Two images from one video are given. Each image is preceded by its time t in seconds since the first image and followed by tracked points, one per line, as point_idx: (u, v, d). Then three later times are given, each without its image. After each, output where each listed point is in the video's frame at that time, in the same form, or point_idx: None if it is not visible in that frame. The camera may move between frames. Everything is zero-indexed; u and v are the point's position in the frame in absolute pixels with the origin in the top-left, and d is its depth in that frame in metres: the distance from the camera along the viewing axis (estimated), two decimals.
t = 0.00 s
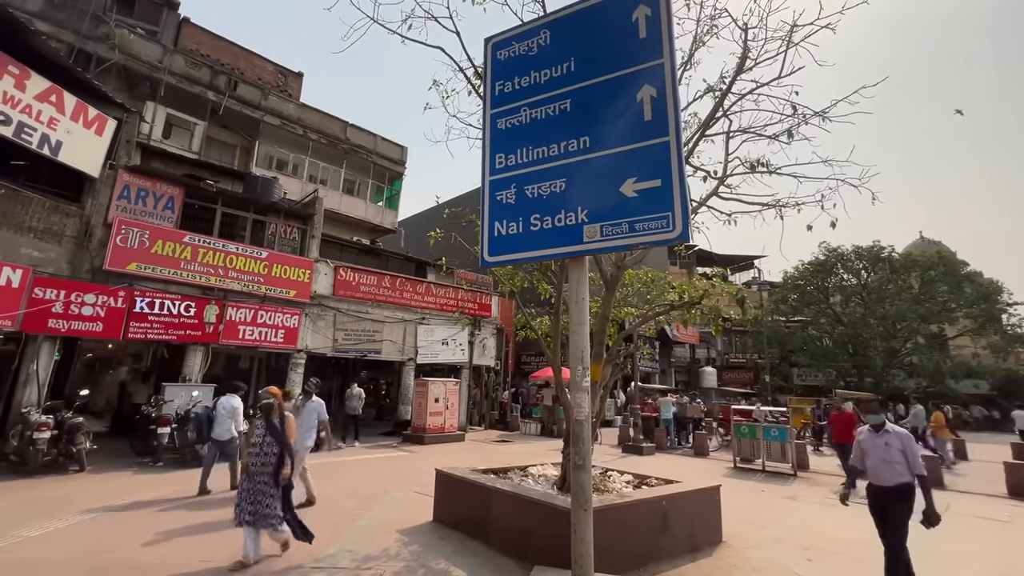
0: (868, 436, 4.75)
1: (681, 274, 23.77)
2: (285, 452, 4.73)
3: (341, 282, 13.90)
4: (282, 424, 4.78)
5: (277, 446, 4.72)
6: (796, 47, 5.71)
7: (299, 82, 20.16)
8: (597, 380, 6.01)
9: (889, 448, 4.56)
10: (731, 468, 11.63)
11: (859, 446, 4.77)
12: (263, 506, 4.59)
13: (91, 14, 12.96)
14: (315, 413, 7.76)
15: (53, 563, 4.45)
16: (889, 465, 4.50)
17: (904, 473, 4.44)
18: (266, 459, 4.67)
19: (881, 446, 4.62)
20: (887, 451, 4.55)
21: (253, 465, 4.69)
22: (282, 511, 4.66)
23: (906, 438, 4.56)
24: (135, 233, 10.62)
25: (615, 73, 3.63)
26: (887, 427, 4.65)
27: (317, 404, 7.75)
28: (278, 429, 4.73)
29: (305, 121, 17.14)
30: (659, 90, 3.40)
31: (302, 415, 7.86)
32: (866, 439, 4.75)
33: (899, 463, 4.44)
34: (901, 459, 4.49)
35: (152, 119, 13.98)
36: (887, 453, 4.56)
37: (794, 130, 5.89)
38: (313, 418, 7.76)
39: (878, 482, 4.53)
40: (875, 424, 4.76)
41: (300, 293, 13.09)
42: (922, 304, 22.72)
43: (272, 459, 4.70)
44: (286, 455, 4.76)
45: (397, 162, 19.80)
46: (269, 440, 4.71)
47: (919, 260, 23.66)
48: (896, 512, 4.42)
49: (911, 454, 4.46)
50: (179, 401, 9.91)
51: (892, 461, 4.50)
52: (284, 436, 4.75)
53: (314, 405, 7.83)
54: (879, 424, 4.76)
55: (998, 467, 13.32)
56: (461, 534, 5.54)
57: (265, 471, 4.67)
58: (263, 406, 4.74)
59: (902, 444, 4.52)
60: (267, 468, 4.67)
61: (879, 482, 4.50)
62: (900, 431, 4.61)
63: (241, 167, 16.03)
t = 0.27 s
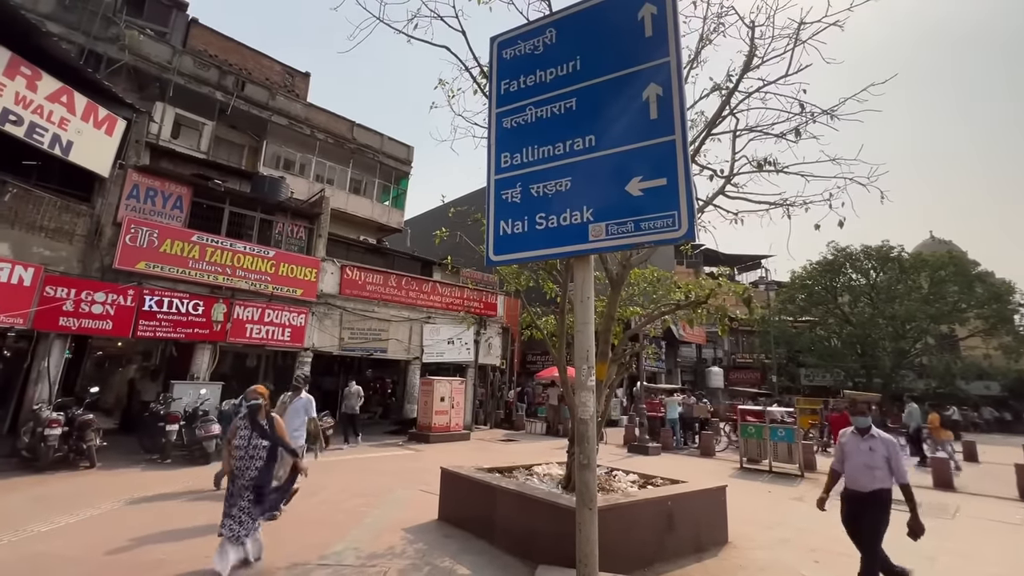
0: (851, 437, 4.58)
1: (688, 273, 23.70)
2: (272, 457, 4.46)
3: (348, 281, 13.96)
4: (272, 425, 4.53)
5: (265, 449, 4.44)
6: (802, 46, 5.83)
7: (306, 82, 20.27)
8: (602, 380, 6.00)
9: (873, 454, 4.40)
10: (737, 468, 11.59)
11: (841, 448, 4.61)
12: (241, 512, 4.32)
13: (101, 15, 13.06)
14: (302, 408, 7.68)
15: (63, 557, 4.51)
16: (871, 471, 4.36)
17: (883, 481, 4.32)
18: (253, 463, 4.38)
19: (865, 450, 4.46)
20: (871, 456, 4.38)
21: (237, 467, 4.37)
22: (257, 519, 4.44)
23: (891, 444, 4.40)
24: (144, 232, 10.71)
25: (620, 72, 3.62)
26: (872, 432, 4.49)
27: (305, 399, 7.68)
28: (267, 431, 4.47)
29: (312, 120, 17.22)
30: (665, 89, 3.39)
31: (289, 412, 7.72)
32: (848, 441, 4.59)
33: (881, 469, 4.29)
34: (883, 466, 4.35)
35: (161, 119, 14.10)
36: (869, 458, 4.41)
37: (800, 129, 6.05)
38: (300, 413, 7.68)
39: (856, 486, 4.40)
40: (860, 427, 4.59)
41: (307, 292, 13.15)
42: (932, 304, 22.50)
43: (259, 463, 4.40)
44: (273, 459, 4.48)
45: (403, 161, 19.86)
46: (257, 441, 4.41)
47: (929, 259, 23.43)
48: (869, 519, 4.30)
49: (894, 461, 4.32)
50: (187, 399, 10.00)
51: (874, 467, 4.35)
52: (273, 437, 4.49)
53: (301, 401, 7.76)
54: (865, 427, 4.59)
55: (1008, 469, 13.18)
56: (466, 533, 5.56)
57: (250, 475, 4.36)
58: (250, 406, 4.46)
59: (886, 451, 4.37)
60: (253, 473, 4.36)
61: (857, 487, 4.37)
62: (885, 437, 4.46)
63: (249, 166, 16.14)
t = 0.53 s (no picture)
0: (828, 437, 4.43)
1: (693, 273, 23.67)
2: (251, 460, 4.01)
3: (352, 280, 13.98)
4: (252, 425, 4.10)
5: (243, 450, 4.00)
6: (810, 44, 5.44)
7: (312, 81, 20.33)
8: (605, 380, 5.99)
9: (850, 453, 4.26)
10: (741, 469, 11.54)
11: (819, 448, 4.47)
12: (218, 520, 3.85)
13: (108, 15, 13.13)
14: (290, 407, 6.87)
15: (70, 553, 4.55)
16: (848, 471, 4.22)
17: (861, 480, 4.17)
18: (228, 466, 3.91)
19: (841, 449, 4.32)
20: (849, 456, 4.25)
21: (210, 471, 3.92)
22: (243, 528, 3.98)
23: (868, 442, 4.25)
24: (150, 231, 10.77)
25: (625, 72, 3.62)
26: (850, 429, 4.35)
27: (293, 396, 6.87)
28: (245, 430, 4.05)
29: (317, 120, 17.28)
30: (670, 89, 3.39)
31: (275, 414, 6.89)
32: (826, 440, 4.45)
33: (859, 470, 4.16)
34: (862, 464, 4.20)
35: (167, 118, 14.16)
36: (847, 457, 4.27)
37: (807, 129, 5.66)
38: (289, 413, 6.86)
39: (834, 488, 4.26)
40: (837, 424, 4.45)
41: (311, 291, 13.20)
42: (939, 305, 22.35)
43: (235, 465, 3.94)
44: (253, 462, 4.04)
45: (407, 161, 19.89)
46: (232, 442, 3.97)
47: (936, 260, 23.28)
48: (851, 521, 4.17)
49: (872, 459, 4.17)
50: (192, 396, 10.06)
51: (851, 466, 4.21)
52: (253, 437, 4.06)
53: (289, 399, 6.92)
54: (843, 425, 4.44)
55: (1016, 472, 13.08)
56: (469, 532, 5.57)
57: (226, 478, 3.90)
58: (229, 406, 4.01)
59: (863, 448, 4.22)
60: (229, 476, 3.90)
61: (836, 489, 4.23)
62: (863, 434, 4.30)
63: (255, 166, 16.20)
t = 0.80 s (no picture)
0: (798, 442, 4.38)
1: (695, 274, 23.65)
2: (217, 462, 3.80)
3: (354, 279, 14.00)
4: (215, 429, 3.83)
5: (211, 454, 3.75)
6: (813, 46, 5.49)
7: (315, 81, 20.36)
8: (607, 381, 5.98)
9: (819, 457, 4.21)
10: (743, 470, 11.51)
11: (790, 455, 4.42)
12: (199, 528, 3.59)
13: (112, 14, 13.15)
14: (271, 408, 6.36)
15: (73, 551, 4.55)
16: (819, 476, 4.14)
17: (833, 485, 4.08)
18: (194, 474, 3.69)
19: (812, 454, 4.27)
20: (819, 460, 4.18)
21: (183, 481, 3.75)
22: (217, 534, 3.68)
23: (837, 445, 4.21)
24: (153, 229, 10.78)
25: (629, 72, 3.61)
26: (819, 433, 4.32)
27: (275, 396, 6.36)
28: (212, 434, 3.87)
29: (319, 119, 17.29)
30: (673, 89, 3.38)
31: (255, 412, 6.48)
32: (796, 446, 4.41)
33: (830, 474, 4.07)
34: (832, 469, 4.14)
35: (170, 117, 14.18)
36: (817, 462, 4.20)
37: (810, 130, 5.64)
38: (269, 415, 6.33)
39: (807, 495, 4.15)
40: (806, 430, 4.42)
41: (313, 290, 13.20)
42: (942, 307, 22.25)
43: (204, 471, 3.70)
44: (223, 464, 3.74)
45: (410, 160, 19.89)
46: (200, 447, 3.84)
47: (939, 262, 23.21)
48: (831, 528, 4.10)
49: (841, 463, 4.11)
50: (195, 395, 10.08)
51: (822, 471, 4.14)
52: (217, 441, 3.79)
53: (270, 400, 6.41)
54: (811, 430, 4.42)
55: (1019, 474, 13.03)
56: (471, 532, 5.56)
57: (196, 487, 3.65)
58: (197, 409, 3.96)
59: (833, 452, 4.17)
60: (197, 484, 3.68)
61: (808, 495, 4.13)
62: (832, 438, 4.27)
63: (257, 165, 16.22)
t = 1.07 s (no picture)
0: (770, 440, 4.19)
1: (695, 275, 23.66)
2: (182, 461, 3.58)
3: (354, 278, 13.99)
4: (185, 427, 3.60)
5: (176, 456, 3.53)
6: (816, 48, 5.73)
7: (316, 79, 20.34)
8: (608, 381, 5.98)
9: (794, 457, 4.03)
10: (742, 472, 11.50)
11: (762, 452, 4.21)
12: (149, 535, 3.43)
13: (113, 11, 13.13)
14: (254, 408, 5.48)
15: (71, 549, 4.53)
16: (793, 477, 3.98)
17: (805, 486, 3.93)
18: (156, 475, 3.46)
19: (786, 453, 4.09)
20: (792, 460, 4.01)
21: (137, 481, 3.47)
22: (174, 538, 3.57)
23: (811, 444, 4.05)
24: (153, 227, 10.76)
25: (632, 72, 3.61)
26: (794, 431, 4.13)
27: (258, 395, 5.50)
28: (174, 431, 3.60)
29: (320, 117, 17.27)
30: (676, 89, 3.37)
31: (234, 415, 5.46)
32: (768, 443, 4.21)
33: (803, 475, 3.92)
34: (806, 469, 3.98)
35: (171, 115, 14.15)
36: (790, 462, 4.03)
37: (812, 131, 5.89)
38: (251, 416, 5.45)
39: (779, 496, 4.01)
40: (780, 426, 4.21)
41: (313, 289, 13.18)
42: (942, 309, 22.27)
43: (167, 473, 3.49)
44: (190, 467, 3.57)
45: (410, 159, 19.88)
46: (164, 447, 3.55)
47: (939, 264, 23.25)
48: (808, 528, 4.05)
49: (816, 464, 3.97)
50: (194, 393, 10.07)
51: (796, 472, 3.97)
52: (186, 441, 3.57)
53: (251, 399, 5.53)
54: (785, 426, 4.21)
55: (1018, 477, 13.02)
56: (470, 532, 5.55)
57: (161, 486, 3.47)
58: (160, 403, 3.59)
59: (808, 452, 4.01)
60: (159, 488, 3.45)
61: (779, 496, 3.99)
62: (806, 436, 4.10)
63: (257, 163, 16.20)
